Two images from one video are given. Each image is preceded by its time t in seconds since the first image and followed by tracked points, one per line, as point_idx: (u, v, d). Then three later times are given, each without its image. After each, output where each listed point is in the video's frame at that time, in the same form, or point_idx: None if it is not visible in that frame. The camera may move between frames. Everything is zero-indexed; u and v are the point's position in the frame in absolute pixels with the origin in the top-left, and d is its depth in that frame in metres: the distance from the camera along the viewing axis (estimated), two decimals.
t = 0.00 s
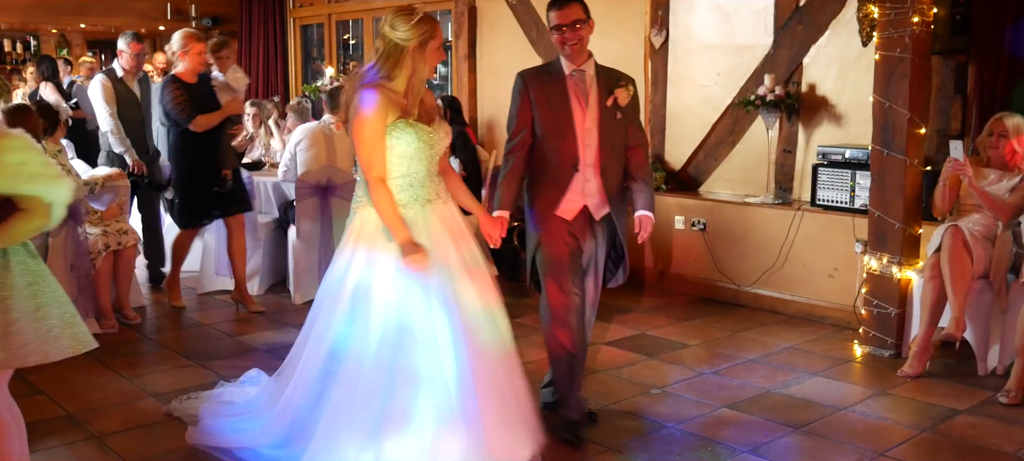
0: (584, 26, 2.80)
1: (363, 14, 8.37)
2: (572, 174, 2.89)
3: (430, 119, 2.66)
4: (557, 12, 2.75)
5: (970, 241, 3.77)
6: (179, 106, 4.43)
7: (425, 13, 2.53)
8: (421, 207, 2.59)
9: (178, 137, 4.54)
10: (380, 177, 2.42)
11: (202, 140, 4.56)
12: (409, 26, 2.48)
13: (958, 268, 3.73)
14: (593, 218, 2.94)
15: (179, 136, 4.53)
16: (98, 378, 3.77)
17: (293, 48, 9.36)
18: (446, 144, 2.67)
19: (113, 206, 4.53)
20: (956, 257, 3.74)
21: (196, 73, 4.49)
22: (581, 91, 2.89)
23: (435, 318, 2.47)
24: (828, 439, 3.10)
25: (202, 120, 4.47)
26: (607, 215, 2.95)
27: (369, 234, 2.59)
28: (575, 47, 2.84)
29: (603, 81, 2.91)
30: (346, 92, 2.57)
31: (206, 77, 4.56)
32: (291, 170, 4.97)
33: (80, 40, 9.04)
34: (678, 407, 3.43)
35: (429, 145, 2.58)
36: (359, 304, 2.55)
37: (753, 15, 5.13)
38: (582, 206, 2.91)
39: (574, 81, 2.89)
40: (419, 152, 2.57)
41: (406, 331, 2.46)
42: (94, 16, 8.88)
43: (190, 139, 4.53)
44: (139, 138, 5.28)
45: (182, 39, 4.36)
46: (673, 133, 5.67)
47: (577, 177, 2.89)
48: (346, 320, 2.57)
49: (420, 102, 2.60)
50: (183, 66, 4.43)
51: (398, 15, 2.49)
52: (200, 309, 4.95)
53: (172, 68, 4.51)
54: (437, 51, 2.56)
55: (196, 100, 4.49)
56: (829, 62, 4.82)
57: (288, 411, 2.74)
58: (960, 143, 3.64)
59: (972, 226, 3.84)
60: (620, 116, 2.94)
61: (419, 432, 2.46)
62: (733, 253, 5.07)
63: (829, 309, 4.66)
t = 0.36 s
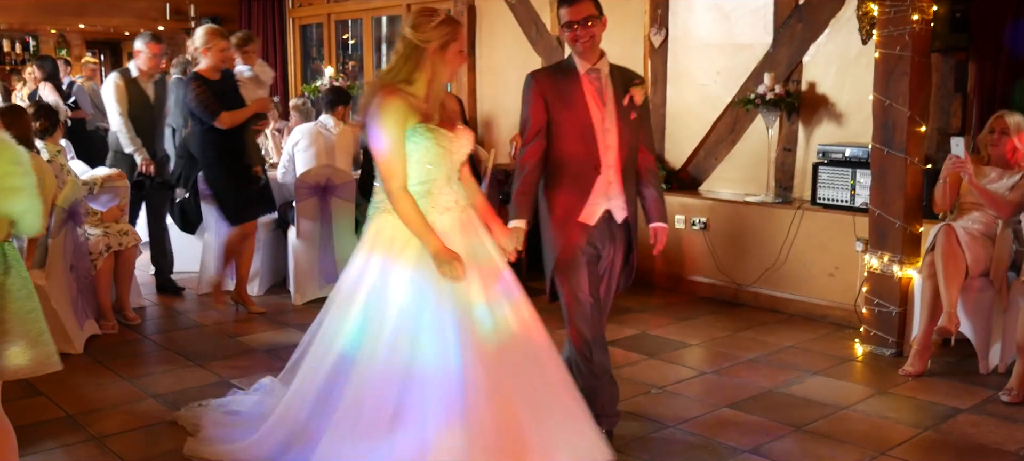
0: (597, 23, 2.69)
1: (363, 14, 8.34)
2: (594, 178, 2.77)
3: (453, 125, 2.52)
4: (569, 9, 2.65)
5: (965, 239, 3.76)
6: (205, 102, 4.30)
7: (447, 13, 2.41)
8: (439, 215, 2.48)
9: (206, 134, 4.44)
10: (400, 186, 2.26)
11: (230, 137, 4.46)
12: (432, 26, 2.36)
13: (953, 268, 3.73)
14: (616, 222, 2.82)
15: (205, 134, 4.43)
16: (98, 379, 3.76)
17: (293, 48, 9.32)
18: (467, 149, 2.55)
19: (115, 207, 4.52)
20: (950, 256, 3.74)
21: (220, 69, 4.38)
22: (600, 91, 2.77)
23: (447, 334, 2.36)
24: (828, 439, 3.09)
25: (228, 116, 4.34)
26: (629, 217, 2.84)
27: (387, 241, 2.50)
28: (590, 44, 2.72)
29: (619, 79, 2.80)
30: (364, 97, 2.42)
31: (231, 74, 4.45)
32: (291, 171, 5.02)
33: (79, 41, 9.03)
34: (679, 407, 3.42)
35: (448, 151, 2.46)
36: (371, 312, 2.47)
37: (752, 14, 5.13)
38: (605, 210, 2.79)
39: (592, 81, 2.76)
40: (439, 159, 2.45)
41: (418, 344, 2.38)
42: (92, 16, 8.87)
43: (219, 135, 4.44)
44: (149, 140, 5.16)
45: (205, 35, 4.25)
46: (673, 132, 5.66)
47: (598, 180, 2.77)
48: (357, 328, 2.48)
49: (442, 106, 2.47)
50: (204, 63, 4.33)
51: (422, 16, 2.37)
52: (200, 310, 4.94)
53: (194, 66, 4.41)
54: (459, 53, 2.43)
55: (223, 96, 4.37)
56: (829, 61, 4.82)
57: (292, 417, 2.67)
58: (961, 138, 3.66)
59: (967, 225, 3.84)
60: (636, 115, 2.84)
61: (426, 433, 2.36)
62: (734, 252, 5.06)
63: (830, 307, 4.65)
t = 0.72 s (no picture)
0: (602, 18, 2.70)
1: (362, 14, 8.33)
2: (607, 177, 2.77)
3: (483, 128, 2.50)
4: (572, 7, 2.66)
5: (965, 239, 3.76)
6: (230, 107, 4.29)
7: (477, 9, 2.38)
8: (472, 220, 2.46)
9: (228, 139, 4.43)
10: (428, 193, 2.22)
11: (253, 141, 4.45)
12: (461, 23, 2.33)
13: (951, 270, 3.74)
14: (632, 222, 2.82)
15: (229, 138, 4.41)
16: (97, 381, 3.76)
17: (292, 48, 9.31)
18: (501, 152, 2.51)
19: (113, 209, 4.51)
20: (947, 258, 3.75)
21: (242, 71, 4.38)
22: (611, 87, 2.78)
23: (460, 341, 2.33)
24: (827, 438, 3.09)
25: (252, 120, 4.32)
26: (647, 214, 2.84)
27: (414, 249, 2.47)
28: (591, 42, 2.75)
29: (628, 75, 2.82)
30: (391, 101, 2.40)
31: (252, 77, 4.45)
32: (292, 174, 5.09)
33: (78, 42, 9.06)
34: (679, 406, 3.42)
35: (481, 151, 2.44)
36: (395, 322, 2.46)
37: (751, 14, 5.13)
38: (620, 209, 2.79)
39: (601, 78, 2.77)
40: (470, 161, 2.42)
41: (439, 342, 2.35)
42: (91, 18, 8.90)
43: (241, 139, 4.42)
44: (162, 136, 5.10)
45: (227, 39, 4.24)
46: (673, 132, 5.66)
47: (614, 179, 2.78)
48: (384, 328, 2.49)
49: (468, 105, 2.45)
50: (227, 67, 4.33)
51: (446, 13, 2.34)
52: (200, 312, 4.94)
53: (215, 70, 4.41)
54: (492, 51, 2.41)
55: (245, 101, 4.37)
56: (828, 60, 4.82)
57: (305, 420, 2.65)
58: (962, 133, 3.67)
59: (966, 224, 3.84)
60: (647, 112, 2.85)
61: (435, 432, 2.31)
62: (733, 252, 5.07)
63: (830, 306, 4.65)
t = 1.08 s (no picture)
0: (590, 18, 2.57)
1: (338, 14, 8.30)
2: (594, 180, 2.63)
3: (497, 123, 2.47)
4: (559, 8, 2.51)
5: (938, 236, 3.80)
6: (242, 102, 4.15)
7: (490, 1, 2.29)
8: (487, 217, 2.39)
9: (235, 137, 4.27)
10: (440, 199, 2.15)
11: (263, 137, 4.30)
12: (473, 15, 2.25)
13: (925, 265, 3.77)
14: (622, 226, 2.67)
15: (240, 136, 4.26)
16: (71, 383, 3.72)
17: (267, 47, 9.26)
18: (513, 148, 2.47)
19: (87, 210, 4.47)
20: (921, 254, 3.78)
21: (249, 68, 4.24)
22: (604, 89, 2.64)
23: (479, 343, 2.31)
24: (804, 434, 3.11)
25: (267, 116, 4.20)
26: (639, 220, 2.68)
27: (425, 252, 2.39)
28: (580, 43, 2.61)
29: (622, 75, 2.66)
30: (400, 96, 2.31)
31: (257, 73, 4.33)
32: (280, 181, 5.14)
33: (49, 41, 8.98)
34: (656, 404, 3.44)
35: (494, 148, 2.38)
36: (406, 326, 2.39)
37: (727, 13, 5.15)
38: (607, 213, 2.65)
39: (592, 78, 2.63)
40: (482, 157, 2.36)
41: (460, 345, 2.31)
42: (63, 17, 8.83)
43: (248, 137, 4.25)
44: (156, 141, 4.91)
45: (234, 34, 4.11)
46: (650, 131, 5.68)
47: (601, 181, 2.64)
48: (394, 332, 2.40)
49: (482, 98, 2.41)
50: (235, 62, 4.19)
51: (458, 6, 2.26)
52: (175, 313, 4.91)
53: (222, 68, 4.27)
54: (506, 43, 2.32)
55: (256, 96, 4.23)
56: (804, 60, 4.86)
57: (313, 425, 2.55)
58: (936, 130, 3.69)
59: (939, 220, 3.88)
60: (643, 112, 2.68)
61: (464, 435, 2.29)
62: (709, 251, 5.09)
63: (806, 304, 4.69)
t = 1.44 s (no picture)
0: (596, 22, 2.47)
1: (318, 14, 8.27)
2: (588, 186, 2.53)
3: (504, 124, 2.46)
4: (563, 10, 2.43)
5: (915, 238, 3.83)
6: (258, 101, 4.13)
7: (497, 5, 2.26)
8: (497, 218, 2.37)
9: (244, 134, 4.23)
10: (452, 191, 2.13)
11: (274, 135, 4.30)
12: (475, 17, 2.21)
13: (903, 267, 3.80)
14: (619, 234, 2.56)
15: (251, 133, 4.22)
16: (46, 384, 3.69)
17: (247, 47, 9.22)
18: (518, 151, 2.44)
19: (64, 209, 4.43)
20: (898, 255, 3.82)
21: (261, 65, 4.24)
22: (608, 93, 2.54)
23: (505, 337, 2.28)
24: (781, 435, 3.13)
25: (283, 113, 4.22)
26: (638, 229, 2.55)
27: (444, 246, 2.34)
28: (584, 46, 2.51)
29: (631, 77, 2.53)
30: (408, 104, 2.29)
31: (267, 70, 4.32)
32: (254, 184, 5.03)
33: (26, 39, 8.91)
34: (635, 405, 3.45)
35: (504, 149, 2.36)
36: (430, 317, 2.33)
37: (707, 16, 5.18)
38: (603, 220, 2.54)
39: (597, 81, 2.54)
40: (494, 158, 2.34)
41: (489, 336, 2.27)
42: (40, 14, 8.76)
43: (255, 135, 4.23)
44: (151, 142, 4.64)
45: (249, 29, 4.09)
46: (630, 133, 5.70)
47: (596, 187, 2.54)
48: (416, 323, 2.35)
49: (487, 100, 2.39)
50: (248, 59, 4.19)
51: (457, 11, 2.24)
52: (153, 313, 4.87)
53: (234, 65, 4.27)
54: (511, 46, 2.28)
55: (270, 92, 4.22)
56: (782, 63, 4.89)
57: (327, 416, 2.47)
58: (914, 133, 3.70)
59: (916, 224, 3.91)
60: (652, 118, 2.52)
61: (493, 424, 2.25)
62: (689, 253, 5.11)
63: (785, 306, 4.71)
